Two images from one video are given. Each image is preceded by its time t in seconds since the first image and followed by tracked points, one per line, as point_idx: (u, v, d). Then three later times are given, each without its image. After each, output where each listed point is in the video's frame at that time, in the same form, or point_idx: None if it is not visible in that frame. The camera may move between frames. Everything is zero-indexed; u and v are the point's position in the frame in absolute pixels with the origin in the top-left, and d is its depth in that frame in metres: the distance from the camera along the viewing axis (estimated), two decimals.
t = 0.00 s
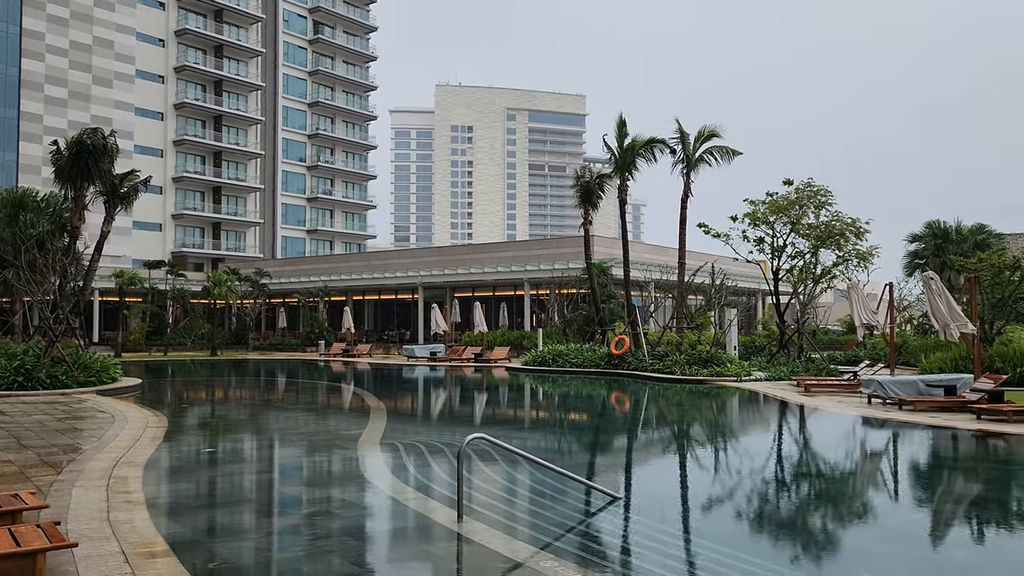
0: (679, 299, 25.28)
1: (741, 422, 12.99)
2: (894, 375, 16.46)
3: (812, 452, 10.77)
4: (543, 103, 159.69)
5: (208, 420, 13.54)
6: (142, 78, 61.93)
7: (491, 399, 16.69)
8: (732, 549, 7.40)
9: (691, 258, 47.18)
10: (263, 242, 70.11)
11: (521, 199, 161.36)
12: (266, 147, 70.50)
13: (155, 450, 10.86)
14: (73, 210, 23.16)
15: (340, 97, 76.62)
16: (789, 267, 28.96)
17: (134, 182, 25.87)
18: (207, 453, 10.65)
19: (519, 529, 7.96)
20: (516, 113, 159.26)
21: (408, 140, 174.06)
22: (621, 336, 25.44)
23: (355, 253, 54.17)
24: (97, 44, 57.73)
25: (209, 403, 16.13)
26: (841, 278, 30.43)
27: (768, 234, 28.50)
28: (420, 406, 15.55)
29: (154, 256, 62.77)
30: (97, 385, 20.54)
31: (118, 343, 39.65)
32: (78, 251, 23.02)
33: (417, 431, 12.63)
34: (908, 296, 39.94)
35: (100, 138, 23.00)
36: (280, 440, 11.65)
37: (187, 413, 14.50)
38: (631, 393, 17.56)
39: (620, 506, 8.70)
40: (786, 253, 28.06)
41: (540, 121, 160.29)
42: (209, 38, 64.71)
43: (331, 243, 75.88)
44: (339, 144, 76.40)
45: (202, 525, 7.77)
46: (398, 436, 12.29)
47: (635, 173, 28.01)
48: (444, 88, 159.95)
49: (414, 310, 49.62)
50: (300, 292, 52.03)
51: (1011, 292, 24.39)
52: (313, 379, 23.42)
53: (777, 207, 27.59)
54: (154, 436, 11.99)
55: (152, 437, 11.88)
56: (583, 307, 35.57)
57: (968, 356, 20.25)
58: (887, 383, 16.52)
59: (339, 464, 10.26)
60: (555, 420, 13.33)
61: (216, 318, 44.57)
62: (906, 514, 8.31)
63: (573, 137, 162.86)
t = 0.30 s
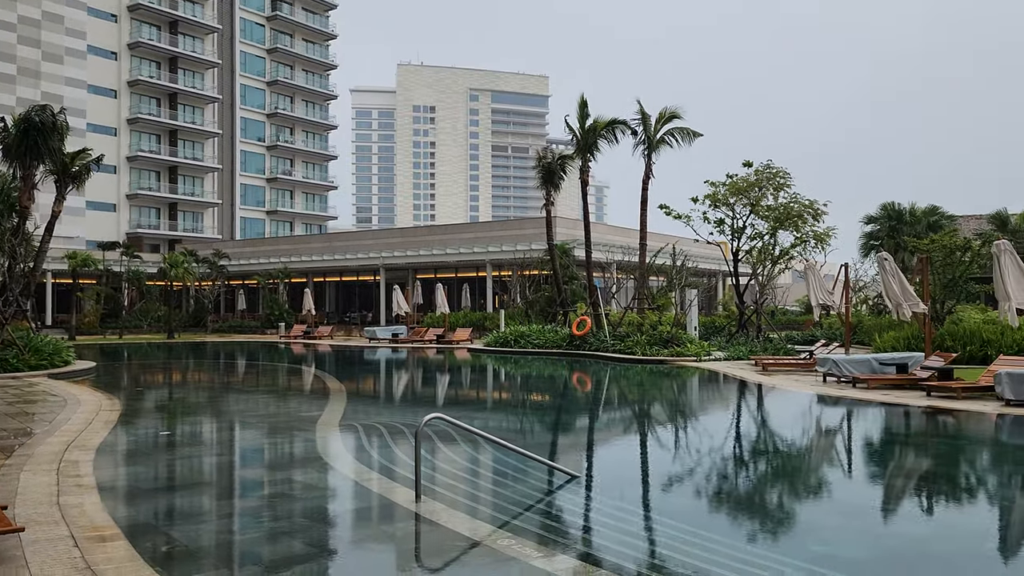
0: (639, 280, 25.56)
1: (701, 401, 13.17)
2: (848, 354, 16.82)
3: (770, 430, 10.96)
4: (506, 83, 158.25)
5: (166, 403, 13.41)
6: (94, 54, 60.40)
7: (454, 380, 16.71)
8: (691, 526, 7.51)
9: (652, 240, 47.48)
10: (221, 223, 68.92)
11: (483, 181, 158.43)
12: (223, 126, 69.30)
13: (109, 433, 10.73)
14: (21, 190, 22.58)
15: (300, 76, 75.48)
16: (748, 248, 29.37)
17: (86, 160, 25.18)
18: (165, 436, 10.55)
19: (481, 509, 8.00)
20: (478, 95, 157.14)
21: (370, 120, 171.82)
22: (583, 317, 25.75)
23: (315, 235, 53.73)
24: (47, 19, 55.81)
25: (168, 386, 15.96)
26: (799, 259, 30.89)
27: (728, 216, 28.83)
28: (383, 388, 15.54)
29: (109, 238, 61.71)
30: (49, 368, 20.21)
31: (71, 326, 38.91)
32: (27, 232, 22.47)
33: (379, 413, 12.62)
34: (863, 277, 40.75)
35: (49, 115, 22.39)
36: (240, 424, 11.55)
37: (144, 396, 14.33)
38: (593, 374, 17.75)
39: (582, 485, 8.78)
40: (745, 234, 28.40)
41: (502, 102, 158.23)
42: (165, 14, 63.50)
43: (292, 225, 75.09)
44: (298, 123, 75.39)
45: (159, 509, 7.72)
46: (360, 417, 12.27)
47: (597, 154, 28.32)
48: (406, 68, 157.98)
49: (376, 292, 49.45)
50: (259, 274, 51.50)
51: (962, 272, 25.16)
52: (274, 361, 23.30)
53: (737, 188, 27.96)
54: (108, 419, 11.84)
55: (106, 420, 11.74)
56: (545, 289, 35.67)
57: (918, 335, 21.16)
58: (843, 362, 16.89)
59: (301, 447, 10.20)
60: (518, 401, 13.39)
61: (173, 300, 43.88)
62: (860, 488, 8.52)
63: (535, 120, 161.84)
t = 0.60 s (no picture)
0: (602, 259, 25.84)
1: (664, 380, 13.33)
2: (808, 332, 17.16)
3: (731, 407, 11.13)
4: (471, 62, 156.21)
5: (126, 385, 13.24)
6: (47, 28, 58.96)
7: (419, 360, 16.72)
8: (653, 502, 7.61)
9: (615, 220, 47.64)
10: (181, 202, 67.94)
11: (449, 161, 156.84)
12: (181, 103, 68.07)
13: (66, 416, 10.58)
14: None
15: (261, 53, 74.20)
16: (711, 228, 29.72)
17: (38, 138, 24.56)
18: (126, 419, 10.42)
19: (446, 488, 8.03)
20: (444, 74, 154.61)
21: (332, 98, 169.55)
22: (547, 297, 25.93)
23: (278, 214, 53.11)
24: None
25: (127, 367, 15.78)
26: (761, 239, 31.26)
27: (691, 195, 29.03)
28: (347, 368, 15.52)
29: (65, 217, 60.50)
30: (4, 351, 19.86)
31: (26, 309, 38.13)
32: None
33: (344, 393, 12.60)
34: (824, 257, 41.36)
35: None
36: (202, 406, 11.43)
37: (103, 378, 14.14)
38: (557, 353, 17.88)
39: (547, 464, 8.84)
40: (708, 214, 28.68)
41: (468, 81, 156.82)
42: None
43: (254, 204, 74.16)
44: (259, 101, 74.21)
45: (119, 491, 7.64)
46: (324, 398, 12.23)
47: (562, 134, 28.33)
48: (370, 45, 155.29)
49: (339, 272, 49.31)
50: (219, 254, 50.93)
51: (919, 251, 25.78)
52: (236, 342, 23.16)
53: (700, 168, 28.10)
54: (64, 402, 11.66)
55: (61, 403, 11.56)
56: (510, 269, 35.99)
57: (876, 313, 21.67)
58: (802, 340, 17.23)
59: (265, 428, 10.11)
60: (482, 381, 13.45)
61: (130, 281, 43.15)
62: (818, 463, 8.68)
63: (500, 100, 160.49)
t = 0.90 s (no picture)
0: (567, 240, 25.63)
1: (629, 359, 13.45)
2: (769, 311, 17.46)
3: (695, 386, 11.27)
4: (436, 41, 153.32)
5: (86, 368, 13.04)
6: None
7: (385, 342, 16.70)
8: (619, 481, 7.68)
9: (580, 201, 47.78)
10: (139, 181, 66.56)
11: (415, 141, 155.27)
12: (139, 81, 66.83)
13: (24, 400, 10.41)
14: None
15: (220, 30, 72.94)
16: (676, 209, 29.93)
17: None
18: (87, 403, 10.27)
19: (412, 469, 8.04)
20: (409, 52, 151.73)
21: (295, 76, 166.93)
22: (512, 277, 26.06)
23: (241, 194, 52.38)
24: None
25: (87, 350, 15.55)
26: (725, 219, 31.57)
27: (656, 175, 29.12)
28: (312, 350, 15.45)
29: (21, 198, 59.02)
30: None
31: None
32: None
33: (310, 375, 12.54)
34: (788, 238, 41.92)
35: None
36: (165, 389, 11.30)
37: (63, 362, 13.91)
38: (523, 333, 17.96)
39: (513, 444, 8.90)
40: (673, 195, 28.86)
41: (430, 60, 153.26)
42: None
43: (215, 184, 73.22)
44: (219, 79, 72.96)
45: (80, 475, 7.56)
46: (290, 380, 12.17)
47: (526, 113, 28.23)
48: (333, 23, 152.66)
49: (304, 253, 48.98)
50: (181, 235, 50.21)
51: (878, 231, 26.37)
52: (199, 324, 22.92)
53: (666, 149, 28.13)
54: (22, 386, 11.46)
55: (19, 387, 11.36)
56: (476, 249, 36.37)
57: (836, 292, 22.07)
58: (764, 318, 17.53)
59: (230, 411, 10.03)
60: (448, 361, 13.47)
61: (88, 262, 42.30)
62: (779, 440, 8.82)
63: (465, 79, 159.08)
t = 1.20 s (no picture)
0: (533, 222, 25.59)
1: (594, 340, 13.55)
2: (732, 291, 17.68)
3: (660, 366, 11.40)
4: (400, 19, 152.32)
5: (43, 352, 12.80)
6: None
7: (349, 324, 16.63)
8: (584, 460, 7.74)
9: (546, 182, 47.76)
10: (96, 161, 65.65)
11: (379, 120, 153.67)
12: (95, 58, 65.32)
13: None
14: None
15: (179, 6, 71.05)
16: (641, 190, 30.04)
17: None
18: (44, 387, 10.10)
19: (378, 450, 8.04)
20: (372, 31, 150.15)
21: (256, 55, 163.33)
22: (478, 259, 26.09)
23: (202, 174, 51.21)
24: None
25: (44, 334, 15.27)
26: (689, 200, 31.76)
27: (622, 157, 29.17)
28: (276, 332, 15.34)
29: None
30: None
31: None
32: None
33: (275, 358, 12.45)
34: (750, 219, 42.42)
35: None
36: (125, 373, 11.14)
37: (19, 346, 13.64)
38: (488, 314, 17.98)
39: (480, 425, 8.93)
40: (638, 176, 28.98)
41: (394, 39, 152.30)
42: None
43: (175, 164, 71.46)
44: (178, 56, 71.15)
45: (39, 460, 7.44)
46: (254, 363, 12.08)
47: (491, 94, 28.07)
48: None
49: (267, 235, 48.50)
50: (139, 216, 49.38)
51: (839, 212, 26.71)
52: (160, 307, 22.59)
53: (631, 130, 28.16)
54: None
55: None
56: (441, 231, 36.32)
57: (797, 273, 22.40)
58: (726, 299, 17.75)
59: (192, 395, 9.93)
60: (414, 343, 13.46)
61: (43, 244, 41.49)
62: (741, 419, 8.96)
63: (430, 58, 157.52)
